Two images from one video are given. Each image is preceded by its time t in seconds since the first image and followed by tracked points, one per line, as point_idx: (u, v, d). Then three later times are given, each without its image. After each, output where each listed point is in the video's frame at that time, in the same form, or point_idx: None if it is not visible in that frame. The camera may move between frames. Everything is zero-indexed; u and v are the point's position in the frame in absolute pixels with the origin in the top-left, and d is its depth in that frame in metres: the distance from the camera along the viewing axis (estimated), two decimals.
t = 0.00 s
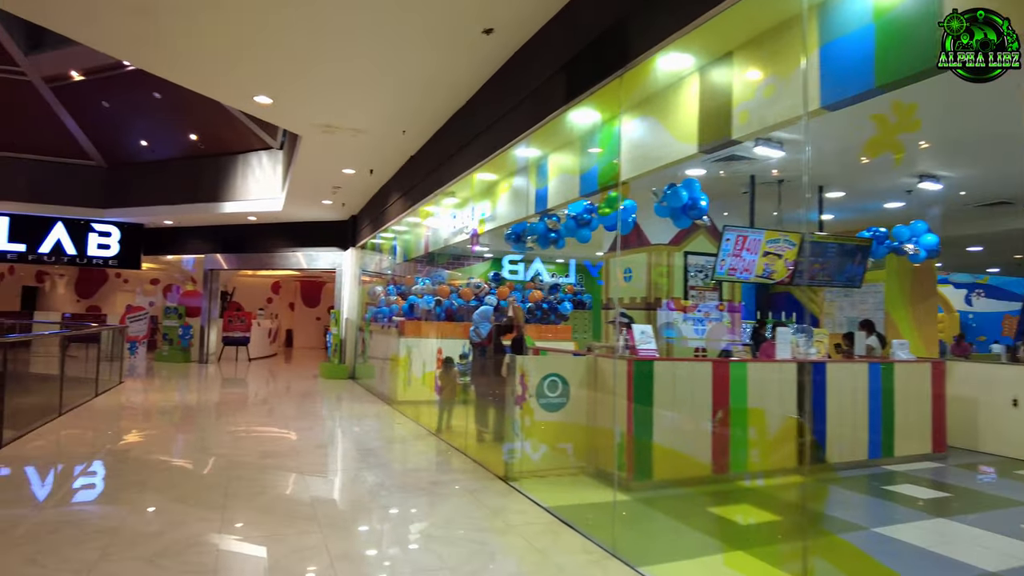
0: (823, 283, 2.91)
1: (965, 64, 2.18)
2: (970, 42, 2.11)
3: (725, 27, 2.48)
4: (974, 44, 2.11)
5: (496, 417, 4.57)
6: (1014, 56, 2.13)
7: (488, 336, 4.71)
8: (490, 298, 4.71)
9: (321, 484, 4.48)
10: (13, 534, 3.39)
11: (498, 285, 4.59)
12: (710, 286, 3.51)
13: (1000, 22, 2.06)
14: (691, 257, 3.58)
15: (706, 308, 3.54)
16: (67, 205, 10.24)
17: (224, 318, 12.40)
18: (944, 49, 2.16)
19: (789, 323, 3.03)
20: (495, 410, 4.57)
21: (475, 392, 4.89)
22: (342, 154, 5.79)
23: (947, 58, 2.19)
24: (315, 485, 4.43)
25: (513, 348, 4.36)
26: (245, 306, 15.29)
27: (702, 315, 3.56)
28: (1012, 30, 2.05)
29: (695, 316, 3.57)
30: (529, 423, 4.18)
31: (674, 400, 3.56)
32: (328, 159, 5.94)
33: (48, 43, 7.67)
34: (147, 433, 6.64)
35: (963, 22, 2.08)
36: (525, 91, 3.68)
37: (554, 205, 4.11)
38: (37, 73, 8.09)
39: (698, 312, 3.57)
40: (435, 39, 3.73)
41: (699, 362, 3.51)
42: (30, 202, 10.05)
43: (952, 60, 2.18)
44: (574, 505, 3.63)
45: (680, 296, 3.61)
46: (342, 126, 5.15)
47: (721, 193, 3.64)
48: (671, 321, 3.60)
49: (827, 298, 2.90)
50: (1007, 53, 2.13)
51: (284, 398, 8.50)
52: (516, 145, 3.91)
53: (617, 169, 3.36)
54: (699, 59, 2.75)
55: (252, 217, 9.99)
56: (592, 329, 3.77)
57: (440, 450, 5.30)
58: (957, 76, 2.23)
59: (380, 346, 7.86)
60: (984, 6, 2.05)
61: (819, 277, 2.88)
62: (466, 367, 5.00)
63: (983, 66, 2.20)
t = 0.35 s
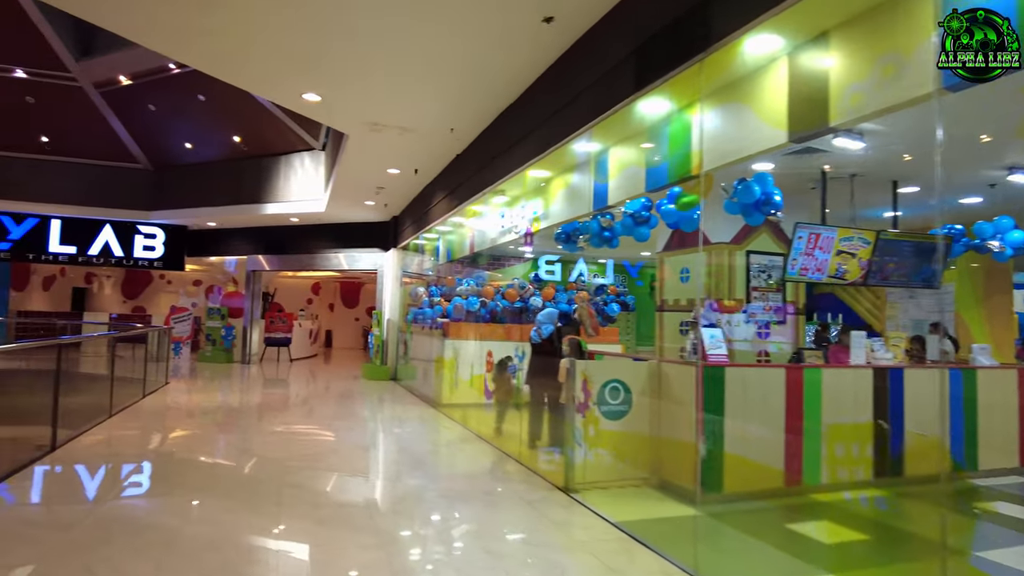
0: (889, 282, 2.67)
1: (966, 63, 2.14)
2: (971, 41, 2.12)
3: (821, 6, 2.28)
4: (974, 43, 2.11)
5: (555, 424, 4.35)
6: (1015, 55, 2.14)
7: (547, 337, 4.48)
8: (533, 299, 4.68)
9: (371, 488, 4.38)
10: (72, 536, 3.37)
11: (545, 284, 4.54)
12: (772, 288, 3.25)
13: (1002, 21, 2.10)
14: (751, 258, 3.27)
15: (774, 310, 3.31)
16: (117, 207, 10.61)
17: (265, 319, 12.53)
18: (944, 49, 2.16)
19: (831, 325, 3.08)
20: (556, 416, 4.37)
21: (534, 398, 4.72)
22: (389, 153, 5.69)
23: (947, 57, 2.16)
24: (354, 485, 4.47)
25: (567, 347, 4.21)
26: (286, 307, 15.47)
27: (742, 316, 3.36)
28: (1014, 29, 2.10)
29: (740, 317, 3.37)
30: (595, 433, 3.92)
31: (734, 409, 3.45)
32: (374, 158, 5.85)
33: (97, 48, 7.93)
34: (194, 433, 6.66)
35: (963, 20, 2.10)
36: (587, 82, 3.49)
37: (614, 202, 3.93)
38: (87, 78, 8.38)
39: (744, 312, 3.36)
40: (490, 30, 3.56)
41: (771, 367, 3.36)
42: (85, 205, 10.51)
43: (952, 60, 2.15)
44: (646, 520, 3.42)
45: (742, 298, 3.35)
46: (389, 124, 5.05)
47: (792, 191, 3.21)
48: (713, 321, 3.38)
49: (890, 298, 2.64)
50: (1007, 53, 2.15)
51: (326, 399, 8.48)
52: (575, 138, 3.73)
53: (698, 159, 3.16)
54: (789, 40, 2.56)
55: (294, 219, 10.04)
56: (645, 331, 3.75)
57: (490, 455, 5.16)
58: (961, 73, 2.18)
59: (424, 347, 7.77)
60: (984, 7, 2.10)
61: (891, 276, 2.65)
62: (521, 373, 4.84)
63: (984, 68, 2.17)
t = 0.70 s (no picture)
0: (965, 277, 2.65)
1: (967, 63, 2.31)
2: (971, 42, 2.29)
3: None
4: (974, 43, 2.28)
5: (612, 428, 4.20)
6: (1015, 56, 2.27)
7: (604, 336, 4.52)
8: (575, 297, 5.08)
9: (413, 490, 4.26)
10: (118, 538, 3.32)
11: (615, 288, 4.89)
12: (832, 284, 2.87)
13: (1001, 22, 2.26)
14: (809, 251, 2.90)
15: (819, 310, 2.89)
16: (156, 207, 10.77)
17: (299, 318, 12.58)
18: (944, 49, 2.35)
19: (886, 326, 2.83)
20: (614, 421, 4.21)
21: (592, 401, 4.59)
22: (427, 149, 5.58)
23: (947, 57, 2.35)
24: (388, 485, 4.43)
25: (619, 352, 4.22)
26: (319, 306, 15.58)
27: (787, 314, 2.89)
28: (1012, 30, 2.24)
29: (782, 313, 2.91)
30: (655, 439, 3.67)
31: (815, 416, 2.96)
32: (412, 154, 5.76)
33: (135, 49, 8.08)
34: (233, 432, 6.65)
35: (963, 20, 2.30)
36: (643, 66, 3.30)
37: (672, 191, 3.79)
38: (126, 80, 8.54)
39: (789, 310, 2.88)
40: (540, 15, 3.40)
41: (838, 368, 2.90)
42: (125, 206, 10.70)
43: (953, 60, 2.33)
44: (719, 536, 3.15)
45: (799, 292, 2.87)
46: (429, 118, 4.92)
47: (862, 180, 3.14)
48: (763, 319, 3.03)
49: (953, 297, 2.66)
50: (1007, 53, 2.28)
51: (361, 398, 8.45)
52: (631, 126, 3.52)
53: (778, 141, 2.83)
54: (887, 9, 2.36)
55: (329, 218, 10.05)
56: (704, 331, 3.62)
57: (533, 457, 5.02)
58: (961, 74, 2.34)
59: (463, 347, 7.68)
60: (984, 8, 2.28)
61: (967, 271, 2.65)
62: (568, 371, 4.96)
63: (985, 69, 2.29)
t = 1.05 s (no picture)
0: None
1: (967, 63, 2.32)
2: (971, 42, 2.30)
3: None
4: (974, 43, 2.30)
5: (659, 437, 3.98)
6: (1014, 56, 2.34)
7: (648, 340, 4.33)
8: (607, 297, 5.05)
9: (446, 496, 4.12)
10: (150, 549, 3.22)
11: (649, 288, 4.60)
12: (887, 282, 2.63)
13: (1000, 22, 2.33)
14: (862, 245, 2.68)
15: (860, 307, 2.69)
16: (180, 209, 10.88)
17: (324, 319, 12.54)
18: (944, 49, 2.34)
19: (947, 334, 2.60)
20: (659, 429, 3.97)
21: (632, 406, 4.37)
22: (456, 145, 5.42)
23: (948, 58, 2.34)
24: (419, 490, 4.30)
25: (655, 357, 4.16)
26: (343, 306, 15.57)
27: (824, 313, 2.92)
28: (1011, 30, 2.32)
29: (816, 313, 2.98)
30: (714, 449, 3.45)
31: (880, 422, 2.71)
32: (440, 151, 5.60)
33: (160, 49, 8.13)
34: (260, 434, 6.58)
35: (964, 20, 2.32)
36: (693, 50, 3.07)
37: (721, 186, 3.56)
38: (151, 81, 8.55)
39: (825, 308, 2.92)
40: None
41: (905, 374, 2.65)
42: (151, 207, 10.73)
43: (953, 60, 2.33)
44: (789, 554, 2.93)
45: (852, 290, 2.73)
46: (460, 113, 4.76)
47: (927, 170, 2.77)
48: (790, 320, 3.16)
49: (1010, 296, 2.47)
50: (1006, 53, 2.35)
51: (387, 399, 8.34)
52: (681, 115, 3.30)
53: (860, 125, 2.59)
54: None
55: (353, 217, 9.97)
56: (733, 331, 3.58)
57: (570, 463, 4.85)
58: (961, 74, 2.36)
59: (491, 348, 7.52)
60: (984, 8, 2.32)
61: None
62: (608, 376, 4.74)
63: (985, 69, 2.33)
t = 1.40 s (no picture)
0: None
1: (966, 63, 2.30)
2: (971, 42, 2.30)
3: None
4: (974, 43, 2.29)
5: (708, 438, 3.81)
6: (1015, 56, 2.30)
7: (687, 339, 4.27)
8: (637, 295, 5.30)
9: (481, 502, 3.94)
10: (177, 558, 3.08)
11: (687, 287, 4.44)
12: (937, 276, 2.56)
13: (1000, 23, 2.31)
14: (914, 242, 2.67)
15: (888, 306, 2.78)
16: (198, 208, 10.78)
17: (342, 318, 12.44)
18: (944, 49, 2.36)
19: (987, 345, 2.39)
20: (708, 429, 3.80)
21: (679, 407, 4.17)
22: (481, 138, 5.26)
23: (947, 58, 2.35)
24: (439, 489, 4.29)
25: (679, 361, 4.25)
26: (360, 306, 15.49)
27: (847, 310, 3.01)
28: (1012, 30, 2.29)
29: (841, 311, 3.03)
30: (774, 455, 3.25)
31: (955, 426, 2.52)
32: (464, 144, 5.44)
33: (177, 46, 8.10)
34: (282, 434, 6.47)
35: (963, 20, 2.33)
36: (746, 29, 2.87)
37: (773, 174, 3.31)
38: (168, 79, 8.49)
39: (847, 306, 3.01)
40: None
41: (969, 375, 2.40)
42: (168, 206, 10.68)
43: (952, 60, 2.33)
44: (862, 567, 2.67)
45: (903, 287, 2.70)
46: (489, 103, 4.59)
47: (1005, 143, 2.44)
48: (811, 317, 3.16)
49: None
50: (1007, 53, 2.30)
51: (408, 399, 8.22)
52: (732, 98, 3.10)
53: (957, 100, 2.36)
54: None
55: (372, 215, 9.87)
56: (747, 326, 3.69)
57: (603, 466, 4.67)
58: (960, 73, 2.32)
59: (514, 347, 7.35)
60: (984, 8, 2.32)
61: None
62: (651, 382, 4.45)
63: (985, 69, 2.29)
